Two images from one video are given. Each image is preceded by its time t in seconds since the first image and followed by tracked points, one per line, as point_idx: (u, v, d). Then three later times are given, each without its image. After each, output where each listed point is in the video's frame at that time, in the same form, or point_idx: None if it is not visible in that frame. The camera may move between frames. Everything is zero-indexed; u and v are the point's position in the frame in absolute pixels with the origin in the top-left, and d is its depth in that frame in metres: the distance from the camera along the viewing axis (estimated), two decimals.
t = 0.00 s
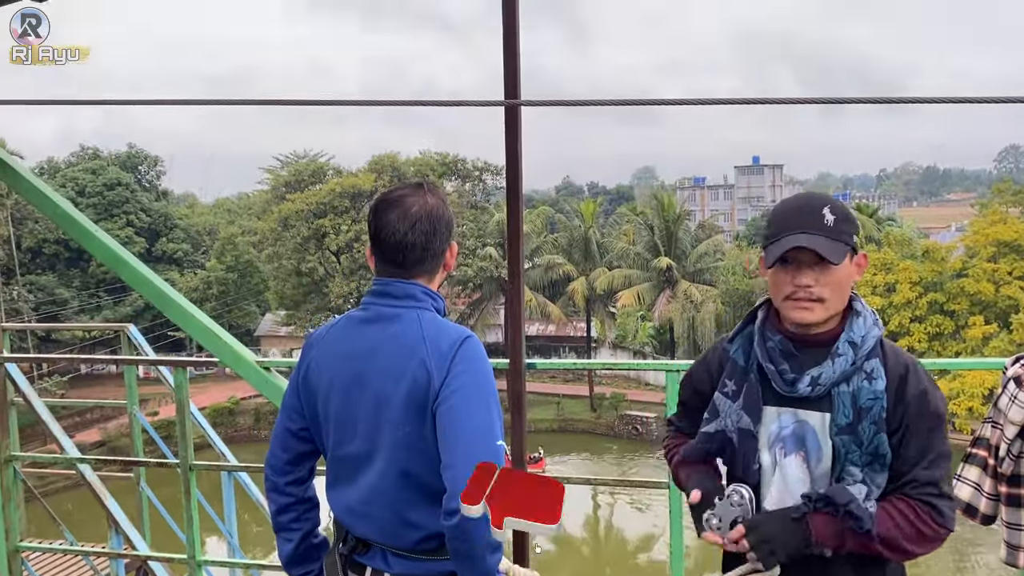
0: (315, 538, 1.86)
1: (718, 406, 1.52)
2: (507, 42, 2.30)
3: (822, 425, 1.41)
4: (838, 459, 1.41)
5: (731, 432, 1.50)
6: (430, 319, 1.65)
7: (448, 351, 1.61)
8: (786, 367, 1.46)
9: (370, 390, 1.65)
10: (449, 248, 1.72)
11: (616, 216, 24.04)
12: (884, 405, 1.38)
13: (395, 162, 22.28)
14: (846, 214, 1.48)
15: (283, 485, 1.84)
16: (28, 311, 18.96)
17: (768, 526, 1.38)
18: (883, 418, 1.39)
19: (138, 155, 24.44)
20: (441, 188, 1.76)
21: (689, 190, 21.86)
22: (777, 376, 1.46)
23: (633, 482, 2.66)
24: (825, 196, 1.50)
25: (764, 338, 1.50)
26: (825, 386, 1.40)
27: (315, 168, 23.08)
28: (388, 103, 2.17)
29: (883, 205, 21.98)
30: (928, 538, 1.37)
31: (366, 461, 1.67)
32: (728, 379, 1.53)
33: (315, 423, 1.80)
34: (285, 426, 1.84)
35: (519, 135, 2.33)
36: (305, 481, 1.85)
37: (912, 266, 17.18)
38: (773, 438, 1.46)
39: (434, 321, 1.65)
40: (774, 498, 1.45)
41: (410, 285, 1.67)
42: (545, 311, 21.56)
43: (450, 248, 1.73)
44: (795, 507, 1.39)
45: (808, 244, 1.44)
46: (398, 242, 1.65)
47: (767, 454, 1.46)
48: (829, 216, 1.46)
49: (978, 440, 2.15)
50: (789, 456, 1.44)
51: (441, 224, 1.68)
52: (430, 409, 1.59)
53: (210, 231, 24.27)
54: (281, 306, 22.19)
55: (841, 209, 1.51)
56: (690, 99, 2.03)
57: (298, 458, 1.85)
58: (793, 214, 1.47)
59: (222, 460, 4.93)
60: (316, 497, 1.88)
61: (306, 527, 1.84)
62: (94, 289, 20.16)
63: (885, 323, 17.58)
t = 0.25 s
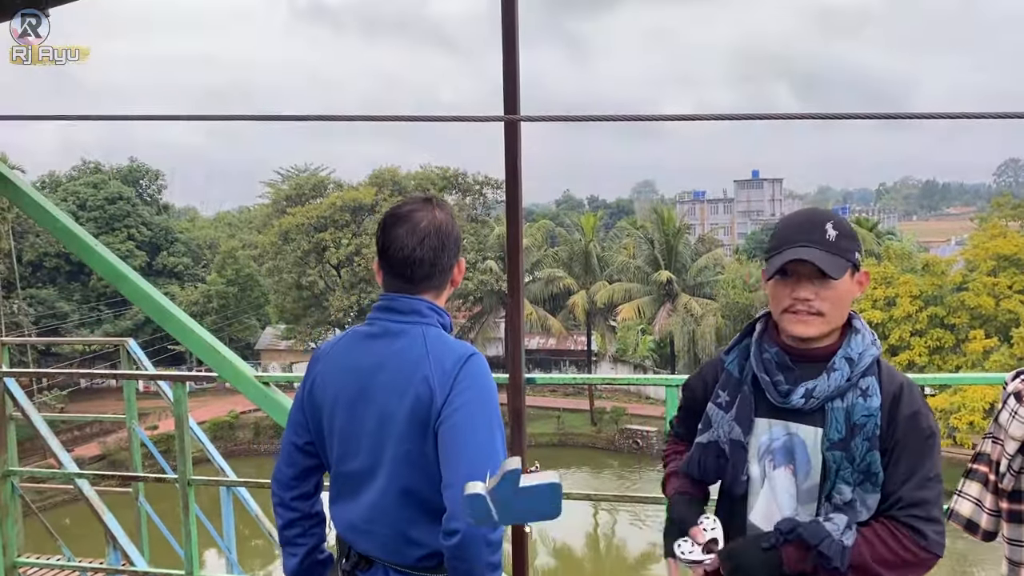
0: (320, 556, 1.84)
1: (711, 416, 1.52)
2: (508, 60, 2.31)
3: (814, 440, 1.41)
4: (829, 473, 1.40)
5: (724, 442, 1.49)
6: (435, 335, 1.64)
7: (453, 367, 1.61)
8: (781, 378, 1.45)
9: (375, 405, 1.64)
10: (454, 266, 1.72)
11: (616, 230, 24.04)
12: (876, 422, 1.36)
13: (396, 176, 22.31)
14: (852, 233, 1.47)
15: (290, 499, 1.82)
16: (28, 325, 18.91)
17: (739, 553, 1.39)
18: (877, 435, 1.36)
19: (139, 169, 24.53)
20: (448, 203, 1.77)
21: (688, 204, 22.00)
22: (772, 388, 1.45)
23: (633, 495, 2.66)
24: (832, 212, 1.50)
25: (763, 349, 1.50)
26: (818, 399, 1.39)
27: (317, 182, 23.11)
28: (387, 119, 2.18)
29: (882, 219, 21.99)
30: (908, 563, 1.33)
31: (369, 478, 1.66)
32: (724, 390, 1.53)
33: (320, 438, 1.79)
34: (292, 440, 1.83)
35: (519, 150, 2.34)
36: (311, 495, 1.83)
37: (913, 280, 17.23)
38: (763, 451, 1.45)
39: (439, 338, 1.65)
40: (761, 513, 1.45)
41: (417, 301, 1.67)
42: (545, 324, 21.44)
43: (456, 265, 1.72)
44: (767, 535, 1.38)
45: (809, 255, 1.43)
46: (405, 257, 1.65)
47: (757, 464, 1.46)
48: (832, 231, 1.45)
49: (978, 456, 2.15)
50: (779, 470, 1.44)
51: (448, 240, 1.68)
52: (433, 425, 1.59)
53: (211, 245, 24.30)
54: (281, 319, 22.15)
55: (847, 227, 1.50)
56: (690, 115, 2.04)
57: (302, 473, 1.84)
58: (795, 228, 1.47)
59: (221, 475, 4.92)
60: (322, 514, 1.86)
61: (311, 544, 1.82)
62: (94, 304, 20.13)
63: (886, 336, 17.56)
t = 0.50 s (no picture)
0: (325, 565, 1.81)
1: (687, 421, 1.51)
2: (509, 69, 2.31)
3: (790, 441, 1.40)
4: (802, 474, 1.40)
5: (701, 447, 1.48)
6: (454, 347, 1.61)
7: (471, 382, 1.57)
8: (758, 382, 1.43)
9: (389, 416, 1.61)
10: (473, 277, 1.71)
11: (617, 238, 24.00)
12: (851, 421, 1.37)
13: (397, 184, 22.30)
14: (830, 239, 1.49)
15: (297, 506, 1.79)
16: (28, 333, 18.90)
17: (704, 527, 1.40)
18: (851, 434, 1.37)
19: (140, 179, 24.57)
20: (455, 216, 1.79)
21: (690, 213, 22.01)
22: (748, 391, 1.43)
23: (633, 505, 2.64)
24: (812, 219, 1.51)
25: (743, 353, 1.48)
26: (796, 401, 1.39)
27: (318, 192, 23.12)
28: (386, 127, 2.19)
29: (883, 227, 21.95)
30: (870, 560, 1.34)
31: (381, 489, 1.63)
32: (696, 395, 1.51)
33: (331, 446, 1.76)
34: (301, 446, 1.80)
35: (520, 159, 2.34)
36: (317, 503, 1.80)
37: (914, 289, 17.23)
38: (740, 453, 1.43)
39: (455, 351, 1.62)
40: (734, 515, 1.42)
41: (434, 311, 1.64)
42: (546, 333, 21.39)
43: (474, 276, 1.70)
44: (735, 517, 1.39)
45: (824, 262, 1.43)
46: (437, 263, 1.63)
47: (734, 468, 1.44)
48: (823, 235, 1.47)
49: (980, 465, 2.13)
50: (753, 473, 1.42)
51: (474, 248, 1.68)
52: (450, 439, 1.56)
53: (212, 254, 24.29)
54: (282, 328, 22.09)
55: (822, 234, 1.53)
56: (691, 124, 2.04)
57: (310, 480, 1.81)
58: (789, 230, 1.47)
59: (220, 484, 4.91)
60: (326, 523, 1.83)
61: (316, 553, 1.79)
62: (95, 312, 20.11)
63: (888, 346, 17.50)
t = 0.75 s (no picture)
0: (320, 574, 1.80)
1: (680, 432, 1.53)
2: (512, 77, 2.32)
3: (782, 439, 1.45)
4: (794, 470, 1.45)
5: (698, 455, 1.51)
6: (460, 356, 1.61)
7: (479, 392, 1.57)
8: (752, 389, 1.47)
9: (393, 425, 1.60)
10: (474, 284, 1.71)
11: (620, 247, 23.98)
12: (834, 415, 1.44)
13: (400, 193, 22.31)
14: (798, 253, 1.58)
15: (292, 514, 1.78)
16: (31, 341, 18.92)
17: (715, 473, 1.41)
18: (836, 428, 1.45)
19: (144, 187, 24.64)
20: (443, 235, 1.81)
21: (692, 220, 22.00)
22: (745, 399, 1.47)
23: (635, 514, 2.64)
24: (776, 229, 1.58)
25: (727, 362, 1.51)
26: (791, 401, 1.44)
27: (320, 200, 23.13)
28: (388, 136, 2.19)
29: (886, 235, 21.92)
30: (855, 539, 1.42)
31: (384, 499, 1.62)
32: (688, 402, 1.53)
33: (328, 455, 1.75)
34: (297, 454, 1.78)
35: (522, 169, 2.35)
36: (312, 512, 1.80)
37: (916, 297, 17.21)
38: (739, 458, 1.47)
39: (463, 359, 1.61)
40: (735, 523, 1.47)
41: (438, 320, 1.64)
42: (549, 340, 21.34)
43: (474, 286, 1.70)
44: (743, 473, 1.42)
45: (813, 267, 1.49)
46: (442, 269, 1.64)
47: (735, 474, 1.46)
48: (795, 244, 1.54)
49: (985, 474, 2.12)
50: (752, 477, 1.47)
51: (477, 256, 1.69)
52: (457, 448, 1.56)
53: (215, 262, 24.31)
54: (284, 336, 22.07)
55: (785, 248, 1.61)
56: (694, 133, 2.04)
57: (305, 488, 1.80)
58: (772, 239, 1.52)
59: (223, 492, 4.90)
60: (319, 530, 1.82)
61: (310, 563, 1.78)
62: (98, 320, 20.14)
63: (891, 353, 17.49)
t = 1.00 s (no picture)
0: None
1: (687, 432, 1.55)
2: (516, 83, 2.32)
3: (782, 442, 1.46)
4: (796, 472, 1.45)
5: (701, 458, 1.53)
6: (440, 356, 1.62)
7: (458, 387, 1.58)
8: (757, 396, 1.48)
9: (377, 425, 1.60)
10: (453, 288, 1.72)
11: (625, 251, 23.92)
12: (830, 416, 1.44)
13: (405, 197, 22.30)
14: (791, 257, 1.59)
15: (274, 524, 1.78)
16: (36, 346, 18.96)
17: (736, 441, 1.39)
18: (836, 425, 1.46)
19: (150, 192, 24.72)
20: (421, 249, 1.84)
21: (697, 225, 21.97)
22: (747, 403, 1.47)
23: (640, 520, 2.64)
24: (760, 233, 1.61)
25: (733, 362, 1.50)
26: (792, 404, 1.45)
27: (325, 205, 23.15)
28: (393, 143, 2.19)
29: (891, 239, 21.84)
30: (861, 527, 1.42)
31: (370, 500, 1.61)
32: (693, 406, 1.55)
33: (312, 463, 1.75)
34: (279, 463, 1.78)
35: (526, 175, 2.35)
36: (294, 521, 1.80)
37: (922, 301, 17.17)
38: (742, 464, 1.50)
39: (442, 359, 1.62)
40: (740, 528, 1.48)
41: (416, 322, 1.65)
42: (554, 345, 21.30)
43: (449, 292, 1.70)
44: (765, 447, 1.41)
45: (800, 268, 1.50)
46: (418, 278, 1.65)
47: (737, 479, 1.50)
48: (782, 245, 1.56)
49: (991, 480, 2.11)
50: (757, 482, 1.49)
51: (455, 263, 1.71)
52: (440, 443, 1.56)
53: (220, 267, 24.35)
54: (289, 341, 22.07)
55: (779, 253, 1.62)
56: (697, 140, 2.04)
57: (288, 497, 1.80)
58: (751, 244, 1.54)
59: (227, 497, 4.90)
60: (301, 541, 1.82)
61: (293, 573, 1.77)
62: (104, 325, 20.17)
63: (897, 358, 17.44)
